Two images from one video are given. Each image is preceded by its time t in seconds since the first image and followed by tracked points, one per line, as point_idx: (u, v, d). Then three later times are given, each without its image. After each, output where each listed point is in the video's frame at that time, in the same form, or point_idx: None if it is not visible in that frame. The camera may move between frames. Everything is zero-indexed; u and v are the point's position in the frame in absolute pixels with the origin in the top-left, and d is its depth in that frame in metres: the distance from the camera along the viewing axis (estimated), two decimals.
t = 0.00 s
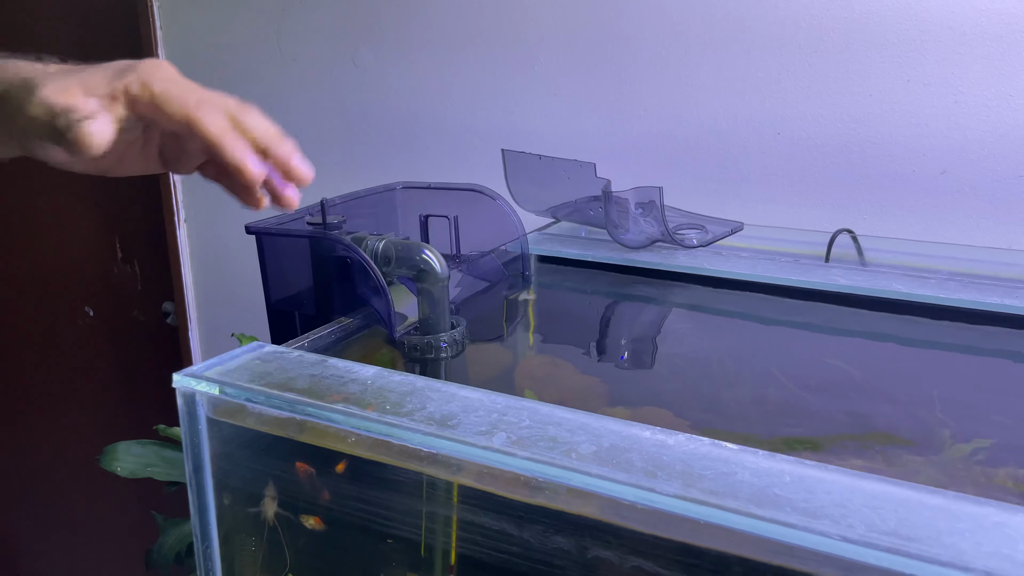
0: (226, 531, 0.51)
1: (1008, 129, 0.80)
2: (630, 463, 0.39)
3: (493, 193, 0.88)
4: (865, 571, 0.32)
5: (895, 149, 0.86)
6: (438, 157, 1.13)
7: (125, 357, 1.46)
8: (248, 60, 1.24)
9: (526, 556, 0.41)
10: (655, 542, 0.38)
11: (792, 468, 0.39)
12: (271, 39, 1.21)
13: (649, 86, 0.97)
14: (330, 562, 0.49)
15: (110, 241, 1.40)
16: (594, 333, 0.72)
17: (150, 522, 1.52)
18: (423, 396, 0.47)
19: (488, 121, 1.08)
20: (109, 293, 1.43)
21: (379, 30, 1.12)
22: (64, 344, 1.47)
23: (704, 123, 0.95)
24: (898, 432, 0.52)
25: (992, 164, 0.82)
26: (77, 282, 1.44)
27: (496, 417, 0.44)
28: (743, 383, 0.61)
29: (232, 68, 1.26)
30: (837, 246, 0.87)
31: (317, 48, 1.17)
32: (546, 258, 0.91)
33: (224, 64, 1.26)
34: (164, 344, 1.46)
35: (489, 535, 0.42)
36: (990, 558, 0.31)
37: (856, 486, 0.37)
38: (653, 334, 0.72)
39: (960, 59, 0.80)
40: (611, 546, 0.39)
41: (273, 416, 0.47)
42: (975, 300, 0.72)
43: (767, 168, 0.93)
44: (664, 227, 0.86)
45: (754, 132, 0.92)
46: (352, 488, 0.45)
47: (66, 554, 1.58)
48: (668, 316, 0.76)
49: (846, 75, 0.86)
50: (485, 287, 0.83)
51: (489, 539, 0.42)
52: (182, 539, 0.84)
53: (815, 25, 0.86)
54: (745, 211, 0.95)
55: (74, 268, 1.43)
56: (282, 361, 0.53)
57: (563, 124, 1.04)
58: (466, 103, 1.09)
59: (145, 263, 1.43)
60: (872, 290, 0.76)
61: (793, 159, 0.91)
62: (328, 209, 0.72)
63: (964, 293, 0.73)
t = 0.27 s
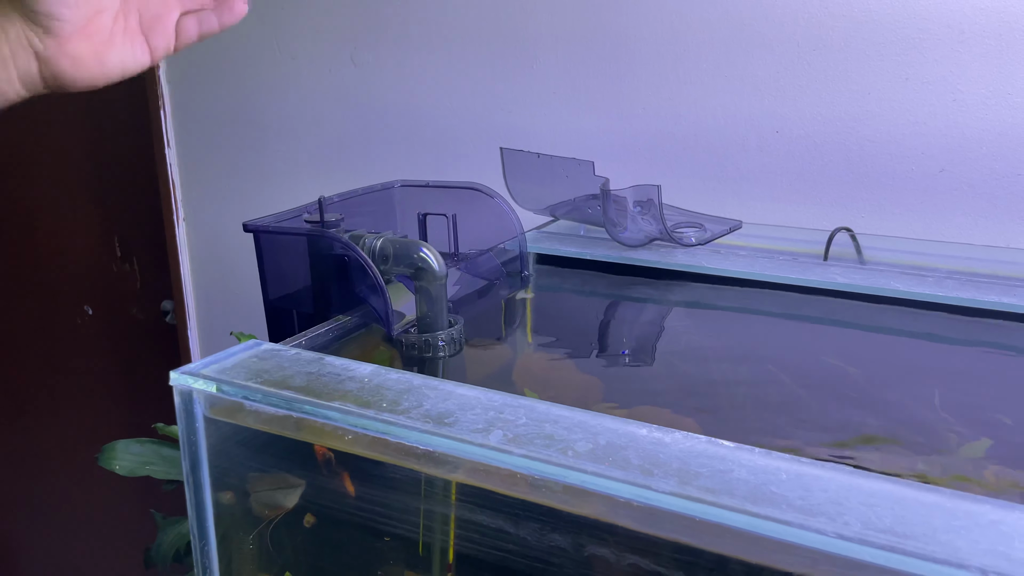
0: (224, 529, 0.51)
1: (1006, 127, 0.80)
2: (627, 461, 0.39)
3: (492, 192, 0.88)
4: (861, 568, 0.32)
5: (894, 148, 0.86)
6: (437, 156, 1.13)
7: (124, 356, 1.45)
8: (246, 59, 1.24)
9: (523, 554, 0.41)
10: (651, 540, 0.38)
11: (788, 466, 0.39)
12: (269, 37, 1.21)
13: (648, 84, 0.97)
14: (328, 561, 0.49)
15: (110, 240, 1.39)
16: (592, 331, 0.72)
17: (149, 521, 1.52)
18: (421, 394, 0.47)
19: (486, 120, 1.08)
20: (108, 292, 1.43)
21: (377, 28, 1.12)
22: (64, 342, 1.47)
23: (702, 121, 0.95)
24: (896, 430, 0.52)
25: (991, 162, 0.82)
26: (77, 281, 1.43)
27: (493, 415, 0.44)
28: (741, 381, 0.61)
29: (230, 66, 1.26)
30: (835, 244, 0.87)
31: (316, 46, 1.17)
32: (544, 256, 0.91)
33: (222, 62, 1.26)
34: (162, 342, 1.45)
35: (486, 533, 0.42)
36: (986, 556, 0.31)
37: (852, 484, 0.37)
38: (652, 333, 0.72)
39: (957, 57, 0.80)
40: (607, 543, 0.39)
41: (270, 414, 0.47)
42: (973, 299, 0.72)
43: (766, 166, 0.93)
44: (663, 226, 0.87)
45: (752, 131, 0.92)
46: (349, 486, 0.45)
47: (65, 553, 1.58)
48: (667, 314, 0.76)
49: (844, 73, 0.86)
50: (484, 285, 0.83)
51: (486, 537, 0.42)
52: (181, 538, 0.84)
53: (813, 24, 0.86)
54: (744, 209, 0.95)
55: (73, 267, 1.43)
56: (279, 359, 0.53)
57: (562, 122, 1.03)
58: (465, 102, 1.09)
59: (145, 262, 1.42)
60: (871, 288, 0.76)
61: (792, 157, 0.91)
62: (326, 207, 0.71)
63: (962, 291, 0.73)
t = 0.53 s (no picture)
0: (224, 526, 0.51)
1: (1005, 127, 0.80)
2: (625, 459, 0.39)
3: (492, 191, 0.88)
4: (859, 566, 0.32)
5: (893, 147, 0.86)
6: (437, 155, 1.13)
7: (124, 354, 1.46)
8: (246, 58, 1.24)
9: (522, 551, 0.41)
10: (649, 538, 0.38)
11: (786, 464, 0.39)
12: (269, 37, 1.21)
13: (648, 84, 0.97)
14: (327, 559, 0.49)
15: (109, 238, 1.40)
16: (591, 329, 0.72)
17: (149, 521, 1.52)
18: (420, 393, 0.47)
19: (486, 119, 1.08)
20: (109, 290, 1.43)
21: (378, 27, 1.12)
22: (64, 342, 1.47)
23: (702, 121, 0.95)
24: (894, 429, 0.52)
25: (990, 162, 0.82)
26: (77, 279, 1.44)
27: (492, 413, 0.44)
28: (740, 380, 0.61)
29: (230, 65, 1.26)
30: (835, 243, 0.87)
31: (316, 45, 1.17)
32: (544, 255, 0.91)
33: (223, 61, 1.26)
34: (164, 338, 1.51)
35: (484, 531, 0.42)
36: (983, 554, 0.31)
37: (850, 482, 0.37)
38: (650, 331, 0.72)
39: (956, 56, 0.80)
40: (605, 541, 0.39)
41: (269, 412, 0.47)
42: (973, 298, 0.72)
43: (765, 165, 0.93)
44: (662, 226, 0.86)
45: (752, 130, 0.92)
46: (348, 484, 0.45)
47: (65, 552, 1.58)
48: (666, 313, 0.76)
49: (844, 73, 0.86)
50: (483, 284, 0.83)
51: (484, 535, 0.42)
52: (181, 537, 0.84)
53: (813, 23, 0.86)
54: (743, 208, 0.95)
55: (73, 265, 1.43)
56: (278, 357, 0.53)
57: (561, 121, 1.03)
58: (465, 101, 1.09)
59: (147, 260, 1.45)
60: (870, 287, 0.76)
61: (791, 157, 0.91)
62: (325, 206, 0.71)
63: (961, 291, 0.73)
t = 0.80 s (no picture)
0: (227, 525, 0.51)
1: (1006, 128, 0.80)
2: (627, 458, 0.39)
3: (494, 191, 0.88)
4: (861, 566, 0.32)
5: (894, 148, 0.86)
6: (438, 155, 1.13)
7: (126, 354, 1.46)
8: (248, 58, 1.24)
9: (524, 551, 0.41)
10: (651, 537, 0.38)
11: (788, 464, 0.39)
12: (271, 38, 1.21)
13: (649, 84, 0.97)
14: (330, 558, 0.49)
15: (111, 239, 1.40)
16: (593, 330, 0.72)
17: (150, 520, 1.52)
18: (423, 392, 0.47)
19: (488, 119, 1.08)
20: (110, 291, 1.44)
21: (379, 28, 1.12)
22: (67, 341, 1.48)
23: (703, 121, 0.95)
24: (896, 429, 0.52)
25: (991, 162, 0.82)
26: (80, 279, 1.45)
27: (494, 413, 0.44)
28: (742, 381, 0.61)
29: (232, 66, 1.26)
30: (837, 244, 0.87)
31: (317, 45, 1.17)
32: (546, 256, 0.91)
33: (224, 62, 1.27)
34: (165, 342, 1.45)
35: (487, 530, 0.42)
36: (985, 553, 0.31)
37: (852, 482, 0.37)
38: (652, 332, 0.72)
39: (958, 57, 0.81)
40: (609, 541, 0.39)
41: (272, 412, 0.47)
42: (974, 299, 0.72)
43: (767, 166, 0.93)
44: (664, 225, 0.86)
45: (754, 131, 0.92)
46: (351, 483, 0.46)
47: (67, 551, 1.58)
48: (667, 313, 0.76)
49: (845, 74, 0.86)
50: (485, 285, 0.83)
51: (487, 534, 0.42)
52: (184, 536, 0.84)
53: (814, 24, 0.86)
54: (745, 209, 0.96)
55: (77, 265, 1.44)
56: (281, 357, 0.53)
57: (563, 122, 1.04)
58: (466, 102, 1.09)
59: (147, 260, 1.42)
60: (872, 288, 0.76)
61: (792, 157, 0.91)
62: (328, 206, 0.72)
63: (963, 291, 0.73)
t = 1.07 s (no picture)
0: (230, 528, 0.51)
1: (1009, 130, 0.80)
2: (632, 462, 0.39)
3: (497, 193, 0.88)
4: (864, 569, 0.32)
5: (897, 150, 0.86)
6: (441, 157, 1.13)
7: (128, 355, 1.46)
8: (250, 60, 1.25)
9: (529, 554, 0.41)
10: (655, 540, 0.38)
11: (792, 467, 0.39)
12: (274, 39, 1.21)
13: (651, 86, 0.97)
14: (333, 561, 0.49)
15: (112, 240, 1.40)
16: (596, 333, 0.72)
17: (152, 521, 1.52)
18: (427, 395, 0.47)
19: (490, 120, 1.08)
20: (112, 293, 1.44)
21: (382, 30, 1.12)
22: (70, 342, 1.48)
23: (705, 124, 0.95)
24: (898, 432, 0.52)
25: (993, 165, 0.82)
26: (83, 280, 1.45)
27: (499, 416, 0.44)
28: (744, 383, 0.61)
29: (235, 68, 1.26)
30: (839, 246, 0.87)
31: (320, 48, 1.18)
32: (548, 258, 0.91)
33: (227, 64, 1.27)
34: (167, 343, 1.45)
35: (492, 533, 0.42)
36: (989, 557, 0.31)
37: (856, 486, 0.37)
38: (655, 334, 0.72)
39: (960, 59, 0.81)
40: (614, 544, 0.39)
41: (277, 414, 0.47)
42: (976, 302, 0.72)
43: (769, 168, 0.93)
44: (666, 227, 0.86)
45: (756, 132, 0.92)
46: (355, 486, 0.46)
47: (69, 551, 1.59)
48: (670, 316, 0.76)
49: (848, 76, 0.86)
50: (487, 287, 0.84)
51: (491, 537, 0.42)
52: (186, 538, 0.84)
53: (817, 25, 0.86)
54: (747, 211, 0.96)
55: (80, 266, 1.44)
56: (286, 360, 0.53)
57: (566, 123, 1.04)
58: (469, 103, 1.09)
59: (149, 262, 1.42)
60: (874, 291, 0.76)
61: (795, 160, 0.91)
62: (331, 209, 0.72)
63: (965, 294, 0.73)
